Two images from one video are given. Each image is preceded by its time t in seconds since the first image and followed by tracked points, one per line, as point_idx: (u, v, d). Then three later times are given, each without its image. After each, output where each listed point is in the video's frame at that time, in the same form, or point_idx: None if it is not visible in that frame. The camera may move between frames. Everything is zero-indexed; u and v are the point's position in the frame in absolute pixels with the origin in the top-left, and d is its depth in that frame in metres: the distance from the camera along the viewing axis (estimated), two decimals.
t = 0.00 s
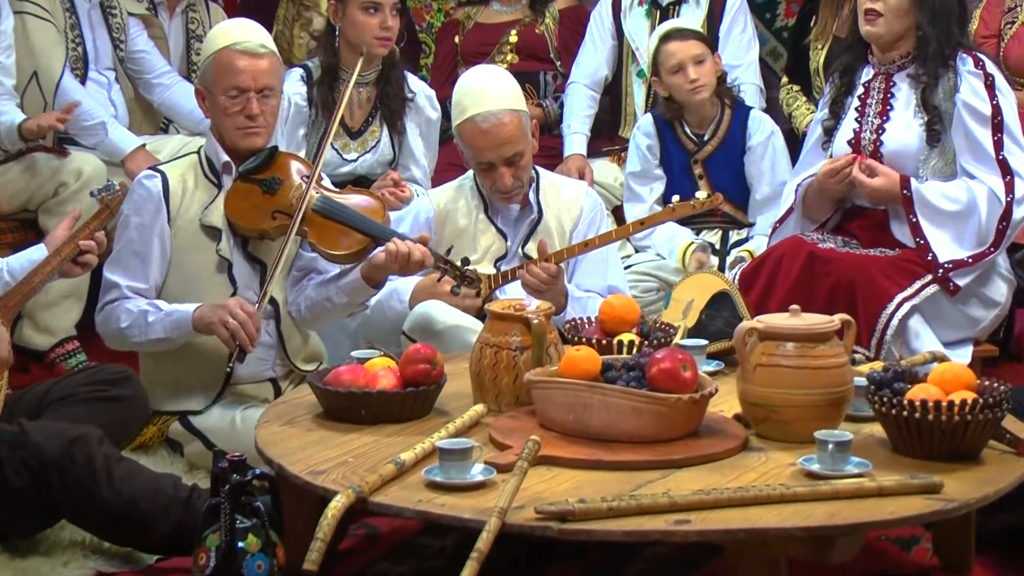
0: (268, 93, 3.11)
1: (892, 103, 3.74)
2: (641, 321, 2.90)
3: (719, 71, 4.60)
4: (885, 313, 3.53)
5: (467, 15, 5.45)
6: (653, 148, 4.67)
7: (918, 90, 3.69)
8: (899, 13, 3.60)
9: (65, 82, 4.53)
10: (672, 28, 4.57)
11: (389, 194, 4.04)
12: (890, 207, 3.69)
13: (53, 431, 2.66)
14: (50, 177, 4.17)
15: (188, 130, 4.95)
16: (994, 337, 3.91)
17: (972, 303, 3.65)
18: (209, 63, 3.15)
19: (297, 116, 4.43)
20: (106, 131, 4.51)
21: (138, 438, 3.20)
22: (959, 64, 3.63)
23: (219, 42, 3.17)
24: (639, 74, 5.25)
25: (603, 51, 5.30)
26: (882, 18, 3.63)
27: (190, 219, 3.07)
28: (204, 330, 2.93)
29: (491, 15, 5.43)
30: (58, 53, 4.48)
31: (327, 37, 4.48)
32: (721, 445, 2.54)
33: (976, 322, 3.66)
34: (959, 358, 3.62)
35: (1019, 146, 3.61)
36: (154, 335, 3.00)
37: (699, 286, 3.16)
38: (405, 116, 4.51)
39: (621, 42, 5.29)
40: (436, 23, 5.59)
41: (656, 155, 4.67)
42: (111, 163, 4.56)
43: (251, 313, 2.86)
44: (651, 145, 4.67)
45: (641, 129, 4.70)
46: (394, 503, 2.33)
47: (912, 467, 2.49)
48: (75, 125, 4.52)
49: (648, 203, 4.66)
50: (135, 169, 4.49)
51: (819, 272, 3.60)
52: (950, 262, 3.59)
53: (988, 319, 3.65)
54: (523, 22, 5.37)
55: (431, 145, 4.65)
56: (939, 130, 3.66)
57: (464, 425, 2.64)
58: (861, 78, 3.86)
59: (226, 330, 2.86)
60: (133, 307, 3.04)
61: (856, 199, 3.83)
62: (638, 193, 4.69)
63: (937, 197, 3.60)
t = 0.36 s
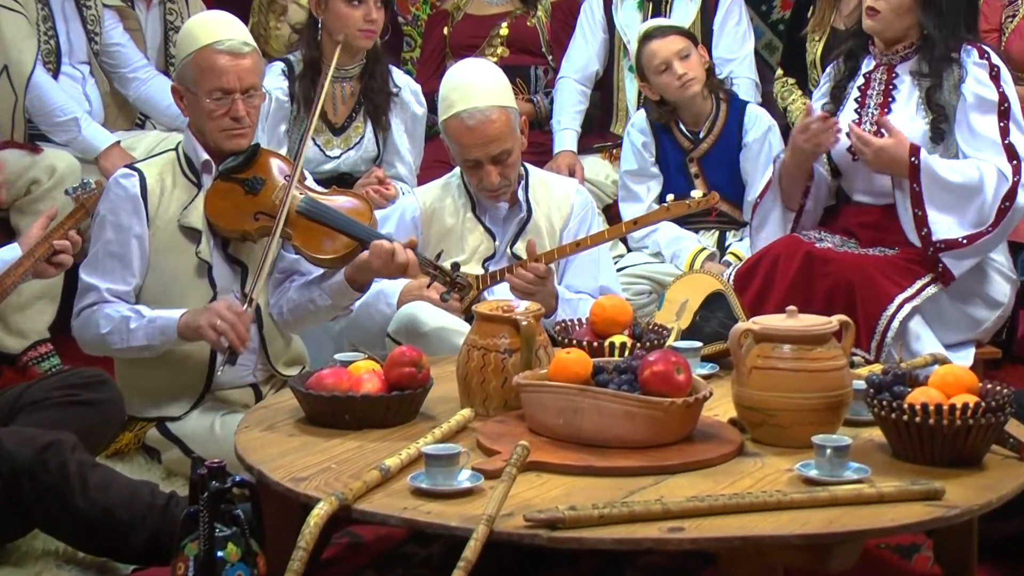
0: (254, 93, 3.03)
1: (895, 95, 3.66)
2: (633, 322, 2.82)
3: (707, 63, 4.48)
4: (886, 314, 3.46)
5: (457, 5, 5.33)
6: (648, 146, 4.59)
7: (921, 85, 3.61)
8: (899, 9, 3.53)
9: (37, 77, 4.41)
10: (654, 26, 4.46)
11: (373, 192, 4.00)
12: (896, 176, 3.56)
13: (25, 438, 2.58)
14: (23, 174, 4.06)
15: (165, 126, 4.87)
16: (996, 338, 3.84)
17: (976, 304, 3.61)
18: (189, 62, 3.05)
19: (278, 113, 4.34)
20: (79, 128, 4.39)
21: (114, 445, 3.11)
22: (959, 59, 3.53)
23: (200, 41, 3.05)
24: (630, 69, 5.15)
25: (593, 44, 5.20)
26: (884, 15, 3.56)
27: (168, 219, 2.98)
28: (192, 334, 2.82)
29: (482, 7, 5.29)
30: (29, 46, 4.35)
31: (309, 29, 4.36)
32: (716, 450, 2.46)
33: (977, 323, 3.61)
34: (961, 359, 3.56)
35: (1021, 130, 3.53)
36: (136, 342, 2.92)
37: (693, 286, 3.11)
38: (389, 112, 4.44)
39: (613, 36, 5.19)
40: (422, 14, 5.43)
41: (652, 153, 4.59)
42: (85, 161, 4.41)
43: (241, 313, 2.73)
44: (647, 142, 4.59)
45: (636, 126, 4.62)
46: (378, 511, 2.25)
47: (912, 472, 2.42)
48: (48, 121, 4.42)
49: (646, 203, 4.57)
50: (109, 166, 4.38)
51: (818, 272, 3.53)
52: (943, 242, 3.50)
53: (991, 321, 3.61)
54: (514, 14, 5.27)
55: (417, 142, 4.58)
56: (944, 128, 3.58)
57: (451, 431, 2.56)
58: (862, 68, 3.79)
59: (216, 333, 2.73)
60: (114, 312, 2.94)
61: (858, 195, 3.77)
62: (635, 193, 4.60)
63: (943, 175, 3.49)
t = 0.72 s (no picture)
0: (239, 90, 2.92)
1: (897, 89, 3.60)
2: (627, 324, 2.74)
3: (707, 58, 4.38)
4: (885, 318, 3.36)
5: None
6: (643, 143, 4.51)
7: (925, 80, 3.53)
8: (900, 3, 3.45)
9: (16, 68, 4.33)
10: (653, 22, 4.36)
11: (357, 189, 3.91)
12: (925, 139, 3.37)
13: None
14: None
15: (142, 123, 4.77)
16: (1000, 340, 3.78)
17: (978, 305, 3.50)
18: (173, 55, 2.95)
19: (259, 108, 4.28)
20: (57, 121, 4.29)
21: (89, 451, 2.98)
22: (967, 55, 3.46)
23: (183, 35, 2.96)
24: (624, 63, 5.10)
25: (585, 42, 5.13)
26: (891, 7, 3.49)
27: (147, 219, 2.90)
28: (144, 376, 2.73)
29: None
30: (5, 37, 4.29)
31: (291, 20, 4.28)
32: (713, 456, 2.38)
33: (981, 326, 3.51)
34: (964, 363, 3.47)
35: None
36: (96, 368, 2.83)
37: (690, 286, 3.00)
38: (374, 107, 4.35)
39: (607, 30, 5.13)
40: (409, 7, 5.33)
41: (647, 149, 4.52)
42: (61, 155, 4.32)
43: (191, 361, 2.64)
44: (642, 139, 4.51)
45: (632, 122, 4.53)
46: (363, 519, 2.17)
47: (915, 479, 2.34)
48: (26, 114, 4.32)
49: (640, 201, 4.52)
50: (87, 163, 4.27)
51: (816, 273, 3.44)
52: (975, 218, 3.35)
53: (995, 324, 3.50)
54: (504, 7, 5.17)
55: (403, 138, 4.49)
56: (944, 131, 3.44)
57: (439, 436, 2.48)
58: (864, 60, 3.74)
59: (165, 380, 2.65)
60: (82, 326, 2.85)
61: (860, 193, 3.71)
62: (630, 190, 4.56)
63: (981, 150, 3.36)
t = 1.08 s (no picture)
0: (221, 89, 2.84)
1: (897, 87, 3.43)
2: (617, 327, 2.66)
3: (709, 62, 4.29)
4: (884, 320, 3.24)
5: None
6: (635, 141, 4.41)
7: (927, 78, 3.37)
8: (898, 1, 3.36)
9: None
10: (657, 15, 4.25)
11: (339, 189, 3.82)
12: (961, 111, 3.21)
13: None
14: None
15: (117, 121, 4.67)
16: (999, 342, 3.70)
17: (980, 307, 3.37)
18: (155, 50, 2.87)
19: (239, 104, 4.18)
20: (32, 114, 4.21)
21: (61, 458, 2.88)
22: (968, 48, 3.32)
23: (169, 29, 2.86)
24: (617, 58, 4.90)
25: (578, 36, 4.95)
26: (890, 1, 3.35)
27: (123, 218, 2.82)
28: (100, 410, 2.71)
29: None
30: None
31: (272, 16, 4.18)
32: (706, 463, 2.31)
33: (983, 328, 3.38)
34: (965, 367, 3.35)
35: None
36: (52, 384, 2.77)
37: (681, 289, 2.95)
38: (357, 104, 4.28)
39: (598, 25, 4.96)
40: (392, 0, 5.14)
41: (640, 147, 4.41)
42: (35, 150, 4.22)
43: (150, 405, 2.66)
44: (634, 136, 4.40)
45: (623, 118, 4.43)
46: (346, 529, 2.09)
47: (914, 486, 2.27)
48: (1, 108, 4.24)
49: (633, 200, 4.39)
50: (61, 158, 4.17)
51: (812, 275, 3.33)
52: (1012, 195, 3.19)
53: (998, 326, 3.37)
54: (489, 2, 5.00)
55: (386, 134, 4.43)
56: (950, 127, 3.30)
57: (423, 443, 2.40)
58: (863, 56, 3.56)
59: (121, 422, 2.65)
60: (46, 334, 2.79)
61: (857, 193, 3.57)
62: (622, 189, 4.42)
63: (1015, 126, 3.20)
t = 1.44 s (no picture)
0: (196, 91, 2.73)
1: (898, 82, 3.34)
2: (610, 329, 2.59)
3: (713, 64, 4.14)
4: (885, 322, 3.16)
5: None
6: (632, 135, 4.32)
7: (931, 72, 3.29)
8: None
9: None
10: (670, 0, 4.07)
11: (322, 187, 3.75)
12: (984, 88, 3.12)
13: None
14: None
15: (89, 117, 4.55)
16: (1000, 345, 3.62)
17: (985, 308, 3.28)
18: (130, 49, 2.76)
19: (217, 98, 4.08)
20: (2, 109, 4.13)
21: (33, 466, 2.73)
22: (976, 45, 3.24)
23: (147, 25, 2.76)
24: (606, 53, 4.81)
25: (571, 29, 4.86)
26: None
27: (96, 220, 2.73)
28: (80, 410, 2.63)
29: None
30: None
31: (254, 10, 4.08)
32: (702, 470, 2.23)
33: (988, 330, 3.28)
34: (969, 372, 3.26)
35: None
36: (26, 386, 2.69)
37: (675, 289, 2.88)
38: (340, 99, 4.21)
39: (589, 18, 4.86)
40: None
41: (637, 142, 4.33)
42: (8, 148, 4.13)
43: (134, 405, 2.57)
44: (632, 130, 4.32)
45: (621, 110, 4.34)
46: (328, 539, 2.01)
47: (916, 494, 2.19)
48: None
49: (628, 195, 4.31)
50: (33, 155, 4.08)
51: (811, 275, 3.24)
52: None
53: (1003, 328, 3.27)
54: None
55: (371, 131, 4.36)
56: (953, 124, 3.24)
57: (409, 450, 2.32)
58: (863, 51, 3.47)
59: (103, 421, 2.57)
60: (18, 338, 2.70)
61: (858, 190, 3.48)
62: (617, 184, 4.34)
63: None
